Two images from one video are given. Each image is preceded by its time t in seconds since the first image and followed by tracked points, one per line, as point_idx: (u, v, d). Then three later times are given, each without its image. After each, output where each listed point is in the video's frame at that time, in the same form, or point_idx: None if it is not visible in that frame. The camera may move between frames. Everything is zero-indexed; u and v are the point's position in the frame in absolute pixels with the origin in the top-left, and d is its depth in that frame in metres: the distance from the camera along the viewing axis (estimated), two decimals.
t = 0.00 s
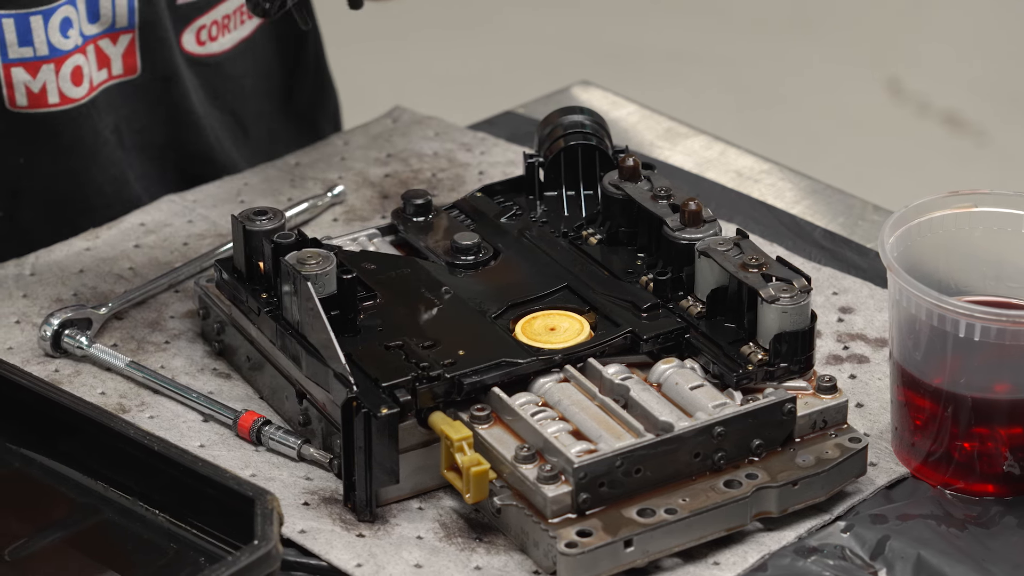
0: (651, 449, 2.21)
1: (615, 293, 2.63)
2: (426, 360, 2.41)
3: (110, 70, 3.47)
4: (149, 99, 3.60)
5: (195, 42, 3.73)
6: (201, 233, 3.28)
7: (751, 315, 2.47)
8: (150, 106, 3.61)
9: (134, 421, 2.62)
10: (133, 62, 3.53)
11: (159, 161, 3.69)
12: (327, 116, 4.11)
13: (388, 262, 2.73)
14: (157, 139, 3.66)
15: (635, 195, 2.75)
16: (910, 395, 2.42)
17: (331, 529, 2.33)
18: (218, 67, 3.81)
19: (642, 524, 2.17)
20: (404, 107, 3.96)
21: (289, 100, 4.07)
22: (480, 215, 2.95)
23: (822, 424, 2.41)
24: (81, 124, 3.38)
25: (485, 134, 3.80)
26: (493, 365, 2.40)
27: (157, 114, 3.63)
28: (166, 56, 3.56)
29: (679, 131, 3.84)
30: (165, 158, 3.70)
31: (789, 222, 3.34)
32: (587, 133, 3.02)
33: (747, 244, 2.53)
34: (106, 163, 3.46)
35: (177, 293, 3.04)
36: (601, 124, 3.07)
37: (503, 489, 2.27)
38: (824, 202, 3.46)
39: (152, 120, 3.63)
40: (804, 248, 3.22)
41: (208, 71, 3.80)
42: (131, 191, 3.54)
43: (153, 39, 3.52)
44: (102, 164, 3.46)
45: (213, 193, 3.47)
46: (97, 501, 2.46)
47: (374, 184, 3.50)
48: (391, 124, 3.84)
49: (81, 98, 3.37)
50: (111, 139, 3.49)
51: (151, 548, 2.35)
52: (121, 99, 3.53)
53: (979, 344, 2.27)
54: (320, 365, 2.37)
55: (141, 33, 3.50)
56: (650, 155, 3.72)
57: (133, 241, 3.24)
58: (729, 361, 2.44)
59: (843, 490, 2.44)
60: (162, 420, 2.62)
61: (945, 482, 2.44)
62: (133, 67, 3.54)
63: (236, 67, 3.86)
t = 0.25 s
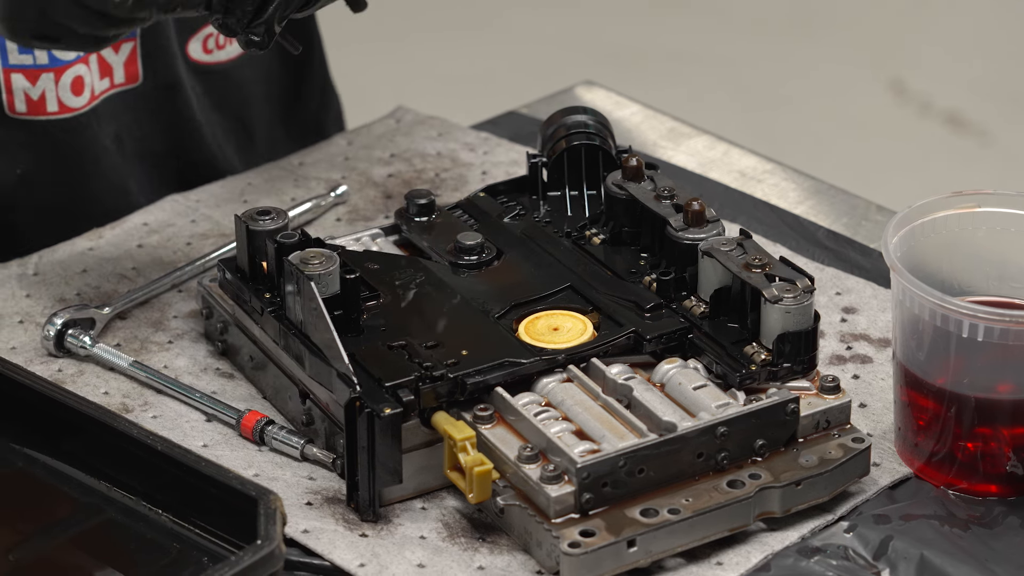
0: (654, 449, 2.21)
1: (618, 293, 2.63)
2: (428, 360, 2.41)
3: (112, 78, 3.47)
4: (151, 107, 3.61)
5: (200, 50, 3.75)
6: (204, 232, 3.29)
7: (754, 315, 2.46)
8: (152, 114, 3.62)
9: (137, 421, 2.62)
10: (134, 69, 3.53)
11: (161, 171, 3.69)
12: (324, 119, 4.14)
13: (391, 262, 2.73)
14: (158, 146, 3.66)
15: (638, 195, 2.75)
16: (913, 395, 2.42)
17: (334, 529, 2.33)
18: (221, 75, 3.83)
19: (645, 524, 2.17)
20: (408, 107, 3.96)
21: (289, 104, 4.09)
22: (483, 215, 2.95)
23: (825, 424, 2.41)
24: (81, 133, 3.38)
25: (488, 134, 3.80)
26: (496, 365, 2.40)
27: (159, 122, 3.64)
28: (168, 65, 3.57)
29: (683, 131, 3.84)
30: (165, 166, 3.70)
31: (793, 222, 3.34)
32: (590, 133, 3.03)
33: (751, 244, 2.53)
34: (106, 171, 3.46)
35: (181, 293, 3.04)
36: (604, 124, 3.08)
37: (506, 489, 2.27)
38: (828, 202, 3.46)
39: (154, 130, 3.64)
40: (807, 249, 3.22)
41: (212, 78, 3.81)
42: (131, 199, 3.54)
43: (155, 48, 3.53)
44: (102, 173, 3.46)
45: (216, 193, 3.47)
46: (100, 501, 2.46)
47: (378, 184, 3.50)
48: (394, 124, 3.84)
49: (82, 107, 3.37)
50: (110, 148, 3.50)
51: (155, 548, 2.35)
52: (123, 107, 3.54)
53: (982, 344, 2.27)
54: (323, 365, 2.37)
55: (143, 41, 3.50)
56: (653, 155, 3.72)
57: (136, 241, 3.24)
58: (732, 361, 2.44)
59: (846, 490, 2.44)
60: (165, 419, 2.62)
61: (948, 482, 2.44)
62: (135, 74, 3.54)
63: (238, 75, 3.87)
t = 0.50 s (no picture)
0: (655, 449, 2.20)
1: (619, 293, 2.63)
2: (430, 360, 2.41)
3: (77, 100, 3.59)
4: (112, 129, 3.70)
5: (165, 75, 3.81)
6: (206, 232, 3.29)
7: (756, 316, 2.46)
8: (113, 137, 3.71)
9: (139, 420, 2.63)
10: (99, 93, 3.63)
11: (127, 193, 3.80)
12: (313, 134, 4.13)
13: (392, 262, 2.73)
14: (117, 166, 3.76)
15: (640, 195, 2.75)
16: (914, 396, 2.42)
17: (335, 529, 2.33)
18: (191, 101, 3.88)
19: (646, 524, 2.17)
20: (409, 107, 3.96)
21: (267, 125, 4.09)
22: (484, 215, 2.95)
23: (826, 424, 2.41)
24: (37, 151, 3.53)
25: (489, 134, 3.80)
26: (498, 365, 2.40)
27: (120, 142, 3.73)
28: (129, 89, 3.65)
29: (685, 131, 3.84)
30: (126, 186, 3.80)
31: (794, 222, 3.34)
32: (592, 133, 3.03)
33: (752, 244, 2.53)
34: (60, 191, 3.61)
35: (182, 293, 3.04)
36: (605, 124, 3.08)
37: (507, 489, 2.27)
38: (830, 202, 3.45)
39: (122, 155, 3.76)
40: (809, 249, 3.23)
41: (182, 103, 3.88)
42: (87, 216, 3.66)
43: (116, 71, 3.61)
44: (58, 192, 3.61)
45: (217, 193, 3.47)
46: (100, 501, 2.46)
47: (379, 183, 3.50)
48: (396, 124, 3.84)
49: (42, 128, 3.52)
50: (70, 169, 3.63)
51: (155, 548, 2.36)
52: (86, 129, 3.64)
53: (984, 345, 2.26)
54: (325, 365, 2.37)
55: (107, 65, 3.60)
56: (655, 155, 3.72)
57: (137, 241, 3.24)
58: (734, 362, 2.44)
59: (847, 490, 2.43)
60: (167, 419, 2.62)
61: (949, 482, 2.44)
62: (100, 98, 3.64)
63: (210, 98, 3.91)
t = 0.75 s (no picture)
0: (655, 449, 2.20)
1: (619, 293, 2.63)
2: (430, 360, 2.40)
3: None
4: None
5: (49, 115, 3.28)
6: (206, 232, 3.29)
7: (756, 316, 2.46)
8: None
9: (139, 421, 2.63)
10: None
11: (20, 241, 3.42)
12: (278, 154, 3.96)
13: (392, 262, 2.73)
14: None
15: (640, 195, 2.75)
16: (914, 396, 2.42)
17: (335, 529, 2.33)
18: (76, 142, 3.38)
19: (646, 524, 2.17)
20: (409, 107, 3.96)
21: (169, 167, 3.59)
22: (484, 215, 2.95)
23: (826, 424, 2.41)
24: None
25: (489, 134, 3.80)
26: (498, 365, 2.40)
27: None
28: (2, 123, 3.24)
29: (685, 131, 3.84)
30: None
31: (794, 222, 3.34)
32: (592, 133, 3.03)
33: (752, 244, 2.53)
34: None
35: (182, 293, 3.04)
36: (605, 124, 3.08)
37: (507, 489, 2.27)
38: (829, 202, 3.45)
39: (11, 202, 3.35)
40: (809, 249, 3.23)
41: (68, 144, 3.37)
42: None
43: None
44: None
45: (217, 193, 3.47)
46: (100, 501, 2.46)
47: (379, 183, 3.50)
48: (396, 124, 3.84)
49: None
50: None
51: (155, 548, 2.36)
52: None
53: (984, 345, 2.26)
54: (325, 365, 2.37)
55: None
56: (655, 155, 3.72)
57: (138, 241, 3.24)
58: (733, 362, 2.44)
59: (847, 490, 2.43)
60: (167, 420, 2.62)
61: (949, 482, 2.44)
62: None
63: (97, 143, 3.42)
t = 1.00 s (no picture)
0: (654, 449, 2.20)
1: (619, 293, 2.63)
2: (429, 360, 2.40)
3: None
4: None
5: None
6: (205, 232, 3.29)
7: (755, 316, 2.46)
8: None
9: (139, 421, 2.63)
10: None
11: None
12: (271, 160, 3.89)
13: (391, 263, 2.73)
14: None
15: (639, 195, 2.75)
16: (913, 396, 2.42)
17: (335, 529, 2.33)
18: None
19: (646, 524, 2.17)
20: (408, 107, 3.96)
21: None
22: (484, 215, 2.95)
23: (826, 424, 2.41)
24: None
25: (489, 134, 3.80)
26: (497, 365, 2.39)
27: None
28: None
29: (684, 131, 3.84)
30: None
31: (793, 222, 3.34)
32: (592, 133, 3.03)
33: (751, 244, 2.53)
34: None
35: (182, 293, 3.04)
36: (605, 124, 3.08)
37: (507, 489, 2.27)
38: (829, 202, 3.45)
39: None
40: (808, 249, 3.23)
41: None
42: None
43: None
44: None
45: (217, 193, 3.47)
46: (100, 501, 2.46)
47: (379, 183, 3.50)
48: (395, 124, 3.84)
49: None
50: None
51: (155, 548, 2.35)
52: None
53: (983, 344, 2.26)
54: (324, 366, 2.37)
55: None
56: (654, 155, 3.72)
57: (137, 241, 3.24)
58: (733, 362, 2.44)
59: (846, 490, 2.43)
60: (167, 420, 2.62)
61: (949, 482, 2.44)
62: None
63: None
